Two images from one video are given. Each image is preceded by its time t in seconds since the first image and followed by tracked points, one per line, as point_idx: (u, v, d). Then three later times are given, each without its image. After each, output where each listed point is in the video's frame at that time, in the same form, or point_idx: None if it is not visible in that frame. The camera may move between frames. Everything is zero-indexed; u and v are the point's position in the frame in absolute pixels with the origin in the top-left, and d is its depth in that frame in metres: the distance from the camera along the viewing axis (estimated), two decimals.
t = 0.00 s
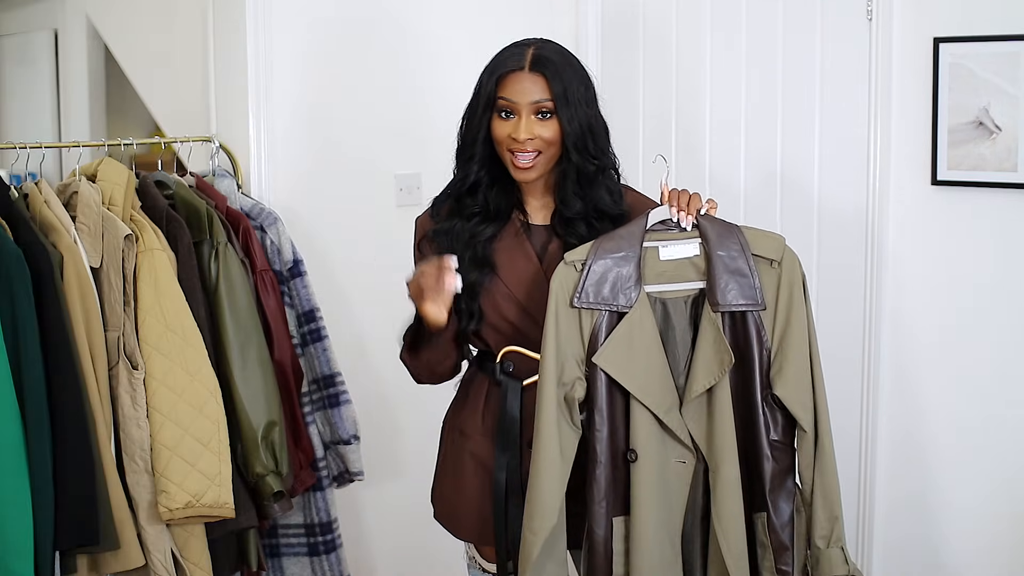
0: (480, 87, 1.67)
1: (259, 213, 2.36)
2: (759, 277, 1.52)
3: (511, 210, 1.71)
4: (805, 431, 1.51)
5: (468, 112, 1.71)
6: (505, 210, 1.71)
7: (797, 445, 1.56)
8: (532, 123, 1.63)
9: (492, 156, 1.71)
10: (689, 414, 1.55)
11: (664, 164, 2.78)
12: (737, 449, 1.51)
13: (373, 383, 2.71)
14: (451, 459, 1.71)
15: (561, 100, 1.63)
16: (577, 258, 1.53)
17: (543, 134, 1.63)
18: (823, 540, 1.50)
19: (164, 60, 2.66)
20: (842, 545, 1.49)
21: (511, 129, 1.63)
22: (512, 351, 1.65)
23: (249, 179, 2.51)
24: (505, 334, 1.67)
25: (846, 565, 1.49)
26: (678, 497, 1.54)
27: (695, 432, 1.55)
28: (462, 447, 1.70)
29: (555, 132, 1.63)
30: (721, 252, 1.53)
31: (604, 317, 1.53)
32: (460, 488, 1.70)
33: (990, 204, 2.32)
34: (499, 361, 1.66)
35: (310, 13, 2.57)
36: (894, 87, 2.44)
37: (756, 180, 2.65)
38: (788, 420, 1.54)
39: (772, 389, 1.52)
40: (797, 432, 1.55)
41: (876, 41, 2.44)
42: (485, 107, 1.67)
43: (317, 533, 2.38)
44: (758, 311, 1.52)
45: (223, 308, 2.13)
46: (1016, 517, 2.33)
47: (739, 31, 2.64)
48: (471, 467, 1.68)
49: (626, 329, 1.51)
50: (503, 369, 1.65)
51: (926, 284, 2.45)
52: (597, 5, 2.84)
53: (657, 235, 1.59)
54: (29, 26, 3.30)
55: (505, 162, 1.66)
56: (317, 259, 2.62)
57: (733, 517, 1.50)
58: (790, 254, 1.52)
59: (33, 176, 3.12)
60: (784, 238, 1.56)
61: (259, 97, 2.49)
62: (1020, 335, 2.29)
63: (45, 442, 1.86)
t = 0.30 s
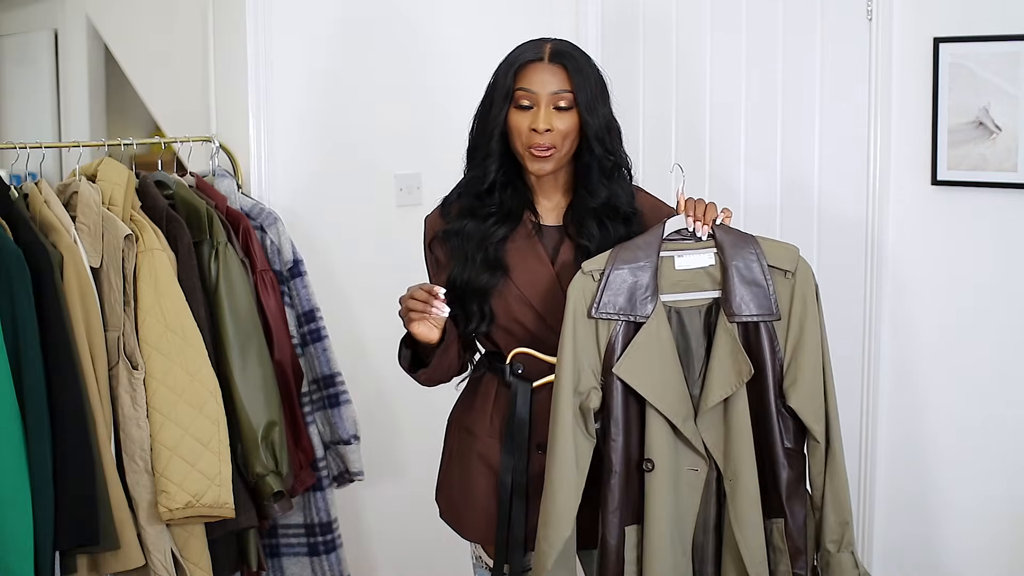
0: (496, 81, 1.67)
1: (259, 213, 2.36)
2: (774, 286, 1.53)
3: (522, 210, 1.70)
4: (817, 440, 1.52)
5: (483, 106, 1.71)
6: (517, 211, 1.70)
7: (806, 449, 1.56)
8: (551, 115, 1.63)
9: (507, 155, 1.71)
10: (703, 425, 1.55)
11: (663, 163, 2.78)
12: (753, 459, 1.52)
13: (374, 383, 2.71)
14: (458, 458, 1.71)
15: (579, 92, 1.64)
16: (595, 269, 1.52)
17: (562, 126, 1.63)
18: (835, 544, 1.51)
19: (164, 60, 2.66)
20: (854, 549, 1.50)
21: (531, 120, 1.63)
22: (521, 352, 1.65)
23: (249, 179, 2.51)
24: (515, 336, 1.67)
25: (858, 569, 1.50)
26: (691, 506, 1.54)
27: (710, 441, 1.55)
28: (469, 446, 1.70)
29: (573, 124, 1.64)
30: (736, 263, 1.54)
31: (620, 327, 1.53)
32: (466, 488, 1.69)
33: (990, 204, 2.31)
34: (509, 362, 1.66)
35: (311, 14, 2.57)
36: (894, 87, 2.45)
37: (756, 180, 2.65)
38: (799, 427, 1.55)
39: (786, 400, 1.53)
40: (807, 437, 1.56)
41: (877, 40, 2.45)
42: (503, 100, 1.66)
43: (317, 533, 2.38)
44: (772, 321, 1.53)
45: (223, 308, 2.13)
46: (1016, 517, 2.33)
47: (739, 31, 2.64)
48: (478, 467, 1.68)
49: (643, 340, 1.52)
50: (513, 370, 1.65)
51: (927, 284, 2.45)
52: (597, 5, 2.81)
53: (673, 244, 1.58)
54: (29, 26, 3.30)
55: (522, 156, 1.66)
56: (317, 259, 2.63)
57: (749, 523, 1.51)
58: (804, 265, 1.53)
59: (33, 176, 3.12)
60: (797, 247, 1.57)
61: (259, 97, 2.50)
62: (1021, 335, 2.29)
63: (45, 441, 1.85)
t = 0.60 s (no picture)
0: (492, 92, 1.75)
1: (259, 213, 2.36)
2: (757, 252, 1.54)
3: (536, 211, 1.72)
4: (799, 400, 1.54)
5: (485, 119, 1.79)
6: (529, 212, 1.72)
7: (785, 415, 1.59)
8: (543, 109, 1.69)
9: (508, 159, 1.77)
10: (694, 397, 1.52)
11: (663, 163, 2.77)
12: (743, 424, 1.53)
13: (374, 382, 2.71)
14: (472, 454, 1.70)
15: (568, 85, 1.70)
16: (584, 235, 1.53)
17: (555, 118, 1.68)
18: (806, 504, 1.55)
19: (164, 60, 2.66)
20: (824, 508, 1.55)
21: (524, 117, 1.69)
22: (538, 349, 1.65)
23: (249, 179, 2.48)
24: (528, 330, 1.67)
25: (827, 528, 1.54)
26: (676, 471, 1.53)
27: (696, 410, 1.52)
28: (484, 442, 1.69)
29: (566, 117, 1.69)
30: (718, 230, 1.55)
31: (609, 294, 1.52)
32: (481, 485, 1.69)
33: (991, 204, 2.32)
34: (525, 358, 1.66)
35: (309, 12, 2.55)
36: (894, 87, 2.45)
37: (755, 180, 2.64)
38: (778, 388, 1.58)
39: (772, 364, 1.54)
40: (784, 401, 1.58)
41: (877, 40, 2.45)
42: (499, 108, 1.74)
43: (317, 533, 2.38)
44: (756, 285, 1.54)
45: (223, 308, 2.13)
46: (1015, 517, 2.34)
47: (739, 31, 2.64)
48: (495, 464, 1.67)
49: (633, 305, 1.50)
50: (530, 366, 1.65)
51: (927, 285, 2.45)
52: (596, 5, 2.83)
53: (659, 211, 1.58)
54: (28, 26, 3.30)
55: (523, 153, 1.70)
56: (317, 259, 2.61)
57: (743, 483, 1.51)
58: (786, 231, 1.55)
59: (33, 176, 3.12)
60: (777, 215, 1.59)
61: (259, 97, 2.47)
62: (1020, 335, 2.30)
63: (45, 442, 1.85)
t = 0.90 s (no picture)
0: (501, 90, 1.74)
1: (259, 213, 2.36)
2: (758, 252, 1.54)
3: (540, 212, 1.72)
4: (804, 401, 1.55)
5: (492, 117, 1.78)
6: (533, 214, 1.72)
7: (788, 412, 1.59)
8: (553, 111, 1.68)
9: (515, 158, 1.77)
10: (698, 398, 1.52)
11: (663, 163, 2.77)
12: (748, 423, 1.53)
13: (374, 383, 2.71)
14: (476, 456, 1.70)
15: (579, 89, 1.69)
16: (586, 241, 1.53)
17: (565, 121, 1.68)
18: (818, 506, 1.55)
19: (164, 60, 2.66)
20: (836, 510, 1.55)
21: (534, 119, 1.68)
22: (540, 349, 1.65)
23: (249, 178, 2.51)
24: (531, 330, 1.68)
25: (841, 531, 1.54)
26: (677, 475, 1.53)
27: (701, 413, 1.53)
28: (487, 442, 1.69)
29: (576, 120, 1.69)
30: (719, 231, 1.55)
31: (610, 299, 1.52)
32: (485, 485, 1.69)
33: (990, 204, 2.32)
34: (528, 358, 1.66)
35: (310, 12, 2.57)
36: (894, 87, 2.45)
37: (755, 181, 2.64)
38: (783, 389, 1.58)
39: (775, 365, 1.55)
40: (788, 401, 1.59)
41: (877, 41, 2.45)
42: (507, 107, 1.73)
43: (317, 533, 2.38)
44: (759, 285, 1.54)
45: (223, 308, 2.13)
46: (1016, 518, 2.34)
47: (738, 31, 2.64)
48: (497, 463, 1.67)
49: (636, 309, 1.50)
50: (531, 366, 1.65)
51: (927, 285, 2.45)
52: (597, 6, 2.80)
53: (659, 215, 1.57)
54: (29, 26, 3.30)
55: (529, 154, 1.69)
56: (316, 258, 2.63)
57: (752, 485, 1.52)
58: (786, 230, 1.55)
59: (32, 176, 3.12)
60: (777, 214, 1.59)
61: (259, 97, 2.51)
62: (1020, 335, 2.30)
63: (45, 442, 1.86)
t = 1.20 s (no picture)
0: (510, 91, 1.72)
1: (259, 213, 2.36)
2: (763, 258, 1.54)
3: (544, 215, 1.72)
4: (809, 407, 1.55)
5: (499, 112, 1.76)
6: (538, 217, 1.72)
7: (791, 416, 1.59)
8: (566, 118, 1.67)
9: (522, 161, 1.75)
10: (701, 403, 1.53)
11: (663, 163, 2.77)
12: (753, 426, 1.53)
13: (374, 384, 2.71)
14: (479, 454, 1.71)
15: (592, 95, 1.68)
16: (591, 247, 1.53)
17: (578, 128, 1.67)
18: (824, 509, 1.55)
19: (165, 61, 2.66)
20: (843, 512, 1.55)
21: (546, 125, 1.67)
22: (544, 349, 1.65)
23: (249, 178, 2.50)
24: (535, 332, 1.67)
25: (847, 532, 1.54)
26: (679, 482, 1.52)
27: (707, 416, 1.53)
28: (491, 441, 1.69)
29: (588, 126, 1.68)
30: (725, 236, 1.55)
31: (615, 305, 1.52)
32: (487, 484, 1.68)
33: (991, 204, 2.32)
34: (531, 359, 1.66)
35: (311, 13, 2.56)
36: (894, 87, 2.45)
37: (755, 181, 2.64)
38: (788, 394, 1.57)
39: (779, 369, 1.55)
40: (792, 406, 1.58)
41: (877, 42, 2.44)
42: (517, 109, 1.71)
43: (317, 533, 2.38)
44: (762, 291, 1.54)
45: (224, 309, 2.13)
46: (1016, 518, 2.34)
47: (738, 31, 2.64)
48: (500, 462, 1.67)
49: (640, 316, 1.50)
50: (534, 367, 1.65)
51: (927, 285, 2.45)
52: (597, 8, 2.85)
53: (665, 220, 1.58)
54: (30, 26, 3.30)
55: (539, 159, 1.69)
56: (319, 258, 2.62)
57: (758, 492, 1.52)
58: (790, 236, 1.55)
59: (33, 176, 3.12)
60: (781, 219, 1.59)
61: (260, 96, 2.48)
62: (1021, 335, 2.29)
63: (44, 441, 1.85)
